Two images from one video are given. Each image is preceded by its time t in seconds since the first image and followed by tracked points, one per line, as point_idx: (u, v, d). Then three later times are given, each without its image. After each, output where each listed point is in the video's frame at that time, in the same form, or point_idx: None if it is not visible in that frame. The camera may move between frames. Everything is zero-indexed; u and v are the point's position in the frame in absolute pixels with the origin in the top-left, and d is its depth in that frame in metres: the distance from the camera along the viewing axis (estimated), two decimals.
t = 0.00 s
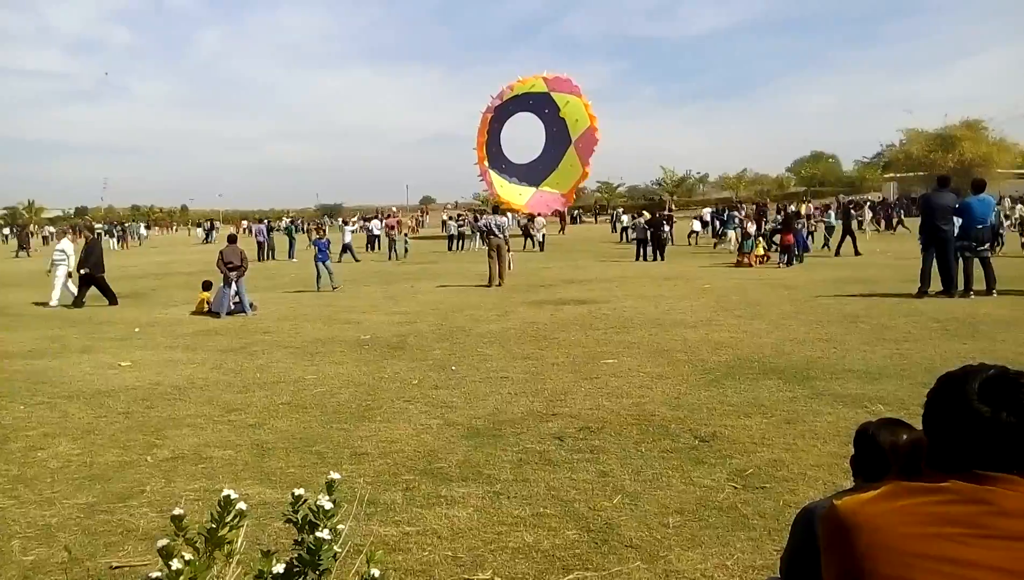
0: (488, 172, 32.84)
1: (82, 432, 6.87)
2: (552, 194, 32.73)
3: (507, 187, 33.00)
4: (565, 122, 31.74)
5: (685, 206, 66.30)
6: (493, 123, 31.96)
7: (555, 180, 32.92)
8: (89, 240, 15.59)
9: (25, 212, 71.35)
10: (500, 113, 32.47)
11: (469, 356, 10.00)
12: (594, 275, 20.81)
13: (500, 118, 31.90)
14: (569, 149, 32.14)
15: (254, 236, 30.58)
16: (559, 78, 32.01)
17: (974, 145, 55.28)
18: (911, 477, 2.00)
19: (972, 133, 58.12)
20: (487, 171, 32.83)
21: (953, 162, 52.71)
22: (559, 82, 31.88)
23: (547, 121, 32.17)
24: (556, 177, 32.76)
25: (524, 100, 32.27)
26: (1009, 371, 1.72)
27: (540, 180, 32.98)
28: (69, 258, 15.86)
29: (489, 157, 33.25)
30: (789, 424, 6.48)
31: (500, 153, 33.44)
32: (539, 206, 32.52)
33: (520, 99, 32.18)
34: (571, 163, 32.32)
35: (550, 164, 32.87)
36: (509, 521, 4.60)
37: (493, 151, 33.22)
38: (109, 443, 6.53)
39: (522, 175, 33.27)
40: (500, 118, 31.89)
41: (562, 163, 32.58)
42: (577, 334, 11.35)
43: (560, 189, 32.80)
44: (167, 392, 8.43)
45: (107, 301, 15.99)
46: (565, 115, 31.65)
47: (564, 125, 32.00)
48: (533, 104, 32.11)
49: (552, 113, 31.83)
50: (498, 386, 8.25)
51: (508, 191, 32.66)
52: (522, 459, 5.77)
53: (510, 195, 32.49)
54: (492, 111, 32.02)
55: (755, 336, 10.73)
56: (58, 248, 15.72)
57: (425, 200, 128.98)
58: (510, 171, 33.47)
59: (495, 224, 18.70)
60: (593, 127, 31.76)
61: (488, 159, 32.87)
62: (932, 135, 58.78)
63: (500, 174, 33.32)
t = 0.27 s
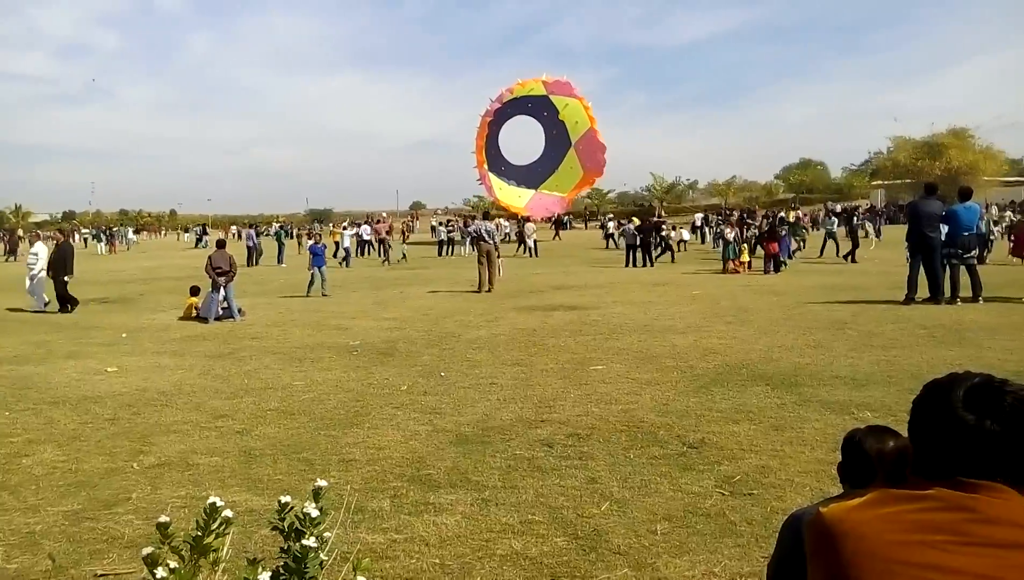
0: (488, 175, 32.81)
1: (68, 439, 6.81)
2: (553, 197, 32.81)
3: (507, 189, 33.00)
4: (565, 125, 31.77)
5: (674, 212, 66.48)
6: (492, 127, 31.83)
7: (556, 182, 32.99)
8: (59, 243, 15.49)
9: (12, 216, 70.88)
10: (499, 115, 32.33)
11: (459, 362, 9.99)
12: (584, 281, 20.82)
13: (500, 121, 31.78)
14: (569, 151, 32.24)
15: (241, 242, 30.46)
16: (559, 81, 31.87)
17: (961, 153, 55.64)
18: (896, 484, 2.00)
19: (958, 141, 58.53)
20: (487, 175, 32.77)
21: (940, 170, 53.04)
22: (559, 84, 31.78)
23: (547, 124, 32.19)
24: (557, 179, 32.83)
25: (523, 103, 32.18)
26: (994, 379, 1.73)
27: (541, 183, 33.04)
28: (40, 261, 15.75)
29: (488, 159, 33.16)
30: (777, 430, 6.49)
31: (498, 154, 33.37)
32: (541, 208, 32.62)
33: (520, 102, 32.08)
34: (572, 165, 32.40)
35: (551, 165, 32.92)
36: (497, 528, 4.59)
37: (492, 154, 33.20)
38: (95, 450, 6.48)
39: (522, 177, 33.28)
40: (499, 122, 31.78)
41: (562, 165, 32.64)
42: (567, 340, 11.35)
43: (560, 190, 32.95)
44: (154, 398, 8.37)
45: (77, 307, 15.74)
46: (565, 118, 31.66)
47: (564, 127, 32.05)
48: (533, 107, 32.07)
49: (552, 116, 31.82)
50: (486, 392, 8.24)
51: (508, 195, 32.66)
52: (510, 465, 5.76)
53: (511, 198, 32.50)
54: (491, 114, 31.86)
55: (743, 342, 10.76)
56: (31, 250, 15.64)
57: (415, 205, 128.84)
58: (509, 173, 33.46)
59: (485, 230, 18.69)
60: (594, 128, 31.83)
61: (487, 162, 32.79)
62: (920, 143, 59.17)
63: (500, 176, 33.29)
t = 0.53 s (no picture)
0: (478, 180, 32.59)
1: (39, 445, 6.72)
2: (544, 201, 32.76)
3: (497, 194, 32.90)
4: (556, 128, 31.82)
5: (653, 220, 66.79)
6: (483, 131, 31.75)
7: (546, 186, 32.98)
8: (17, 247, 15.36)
9: None
10: (489, 120, 32.26)
11: (437, 368, 9.96)
12: (563, 287, 20.87)
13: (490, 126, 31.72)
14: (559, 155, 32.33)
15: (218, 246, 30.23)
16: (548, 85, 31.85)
17: (935, 163, 56.37)
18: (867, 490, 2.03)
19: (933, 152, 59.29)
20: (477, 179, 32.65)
21: (915, 180, 53.68)
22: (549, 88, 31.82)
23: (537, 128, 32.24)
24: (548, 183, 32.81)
25: (513, 108, 32.17)
26: (963, 387, 1.76)
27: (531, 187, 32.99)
28: None
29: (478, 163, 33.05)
30: (753, 436, 6.53)
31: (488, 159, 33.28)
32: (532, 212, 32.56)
33: (509, 107, 32.00)
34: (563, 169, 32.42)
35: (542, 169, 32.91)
36: (475, 535, 4.57)
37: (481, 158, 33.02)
38: (67, 456, 6.39)
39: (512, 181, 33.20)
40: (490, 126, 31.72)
41: (553, 168, 32.65)
42: (545, 346, 11.36)
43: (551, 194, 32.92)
44: (128, 404, 8.28)
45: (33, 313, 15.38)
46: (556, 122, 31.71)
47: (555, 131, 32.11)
48: (523, 112, 32.08)
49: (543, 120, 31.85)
50: (465, 398, 8.22)
51: (499, 199, 32.55)
52: (488, 471, 5.75)
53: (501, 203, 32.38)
54: (482, 118, 31.82)
55: (720, 349, 10.83)
56: None
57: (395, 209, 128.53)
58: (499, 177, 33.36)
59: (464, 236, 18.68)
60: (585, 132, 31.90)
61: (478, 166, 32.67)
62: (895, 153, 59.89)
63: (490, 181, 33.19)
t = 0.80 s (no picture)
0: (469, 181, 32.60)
1: (12, 451, 6.62)
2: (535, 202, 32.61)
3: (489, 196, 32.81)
4: (547, 130, 31.80)
5: (633, 225, 67.02)
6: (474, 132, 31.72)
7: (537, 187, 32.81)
8: None
9: None
10: (480, 122, 32.27)
11: (418, 373, 9.93)
12: (544, 292, 20.89)
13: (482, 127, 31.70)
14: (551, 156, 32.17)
15: (196, 250, 30.01)
16: (539, 86, 31.90)
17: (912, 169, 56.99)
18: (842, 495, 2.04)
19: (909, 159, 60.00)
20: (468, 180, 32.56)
21: (891, 186, 54.25)
22: (540, 90, 31.86)
23: (529, 129, 32.23)
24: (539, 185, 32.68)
25: (505, 109, 32.16)
26: (935, 392, 1.79)
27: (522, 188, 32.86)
28: None
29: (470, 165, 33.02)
30: (732, 441, 6.57)
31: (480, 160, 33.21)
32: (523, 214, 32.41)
33: (501, 108, 32.00)
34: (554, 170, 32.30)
35: (533, 171, 32.80)
36: (453, 540, 4.56)
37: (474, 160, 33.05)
38: (41, 462, 6.30)
39: (503, 183, 33.08)
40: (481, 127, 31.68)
41: (544, 170, 32.55)
42: (525, 351, 11.37)
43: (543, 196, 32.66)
44: (104, 409, 8.18)
45: None
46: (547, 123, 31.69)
47: (546, 132, 32.07)
48: (514, 113, 32.09)
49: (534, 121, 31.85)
50: (445, 403, 8.20)
51: (490, 201, 32.46)
52: (468, 476, 5.73)
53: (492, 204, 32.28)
54: (473, 120, 31.80)
55: (700, 354, 10.89)
56: None
57: (375, 213, 128.01)
58: (491, 179, 33.27)
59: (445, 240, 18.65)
60: (577, 133, 31.82)
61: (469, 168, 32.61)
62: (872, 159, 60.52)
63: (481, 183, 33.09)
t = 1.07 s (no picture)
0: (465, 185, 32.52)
1: None
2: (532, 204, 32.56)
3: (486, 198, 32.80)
4: (543, 131, 31.63)
5: (620, 231, 67.17)
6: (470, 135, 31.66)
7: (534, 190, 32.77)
8: None
9: None
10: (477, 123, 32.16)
11: (404, 378, 9.91)
12: (531, 297, 20.90)
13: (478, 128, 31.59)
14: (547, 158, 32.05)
15: (180, 255, 29.85)
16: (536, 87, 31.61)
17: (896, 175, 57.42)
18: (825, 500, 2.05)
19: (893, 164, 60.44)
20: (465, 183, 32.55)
21: (876, 193, 54.64)
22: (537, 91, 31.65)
23: (525, 130, 32.00)
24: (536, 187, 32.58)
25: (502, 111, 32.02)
26: (919, 399, 1.81)
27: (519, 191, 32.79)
28: None
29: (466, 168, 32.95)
30: (717, 446, 6.59)
31: (478, 161, 33.13)
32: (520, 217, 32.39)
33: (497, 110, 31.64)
34: (551, 172, 32.12)
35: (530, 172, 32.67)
36: (439, 546, 4.54)
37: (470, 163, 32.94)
38: (22, 469, 6.24)
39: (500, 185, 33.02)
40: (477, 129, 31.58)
41: (541, 172, 32.42)
42: (512, 356, 11.37)
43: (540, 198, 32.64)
44: (86, 415, 8.11)
45: None
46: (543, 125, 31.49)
47: (542, 133, 31.88)
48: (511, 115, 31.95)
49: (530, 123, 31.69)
50: (432, 408, 8.19)
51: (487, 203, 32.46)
52: (454, 482, 5.73)
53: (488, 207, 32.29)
54: (470, 123, 31.53)
55: (685, 358, 10.92)
56: None
57: (361, 217, 127.45)
58: (489, 180, 33.23)
59: (433, 245, 18.64)
60: (574, 135, 31.55)
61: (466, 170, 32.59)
62: (855, 165, 60.93)
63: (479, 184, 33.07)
